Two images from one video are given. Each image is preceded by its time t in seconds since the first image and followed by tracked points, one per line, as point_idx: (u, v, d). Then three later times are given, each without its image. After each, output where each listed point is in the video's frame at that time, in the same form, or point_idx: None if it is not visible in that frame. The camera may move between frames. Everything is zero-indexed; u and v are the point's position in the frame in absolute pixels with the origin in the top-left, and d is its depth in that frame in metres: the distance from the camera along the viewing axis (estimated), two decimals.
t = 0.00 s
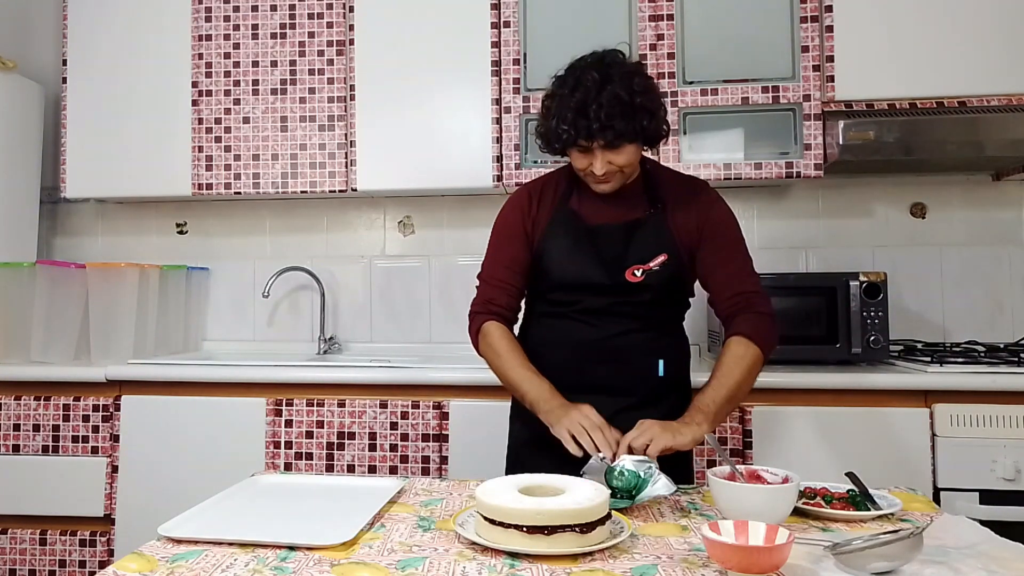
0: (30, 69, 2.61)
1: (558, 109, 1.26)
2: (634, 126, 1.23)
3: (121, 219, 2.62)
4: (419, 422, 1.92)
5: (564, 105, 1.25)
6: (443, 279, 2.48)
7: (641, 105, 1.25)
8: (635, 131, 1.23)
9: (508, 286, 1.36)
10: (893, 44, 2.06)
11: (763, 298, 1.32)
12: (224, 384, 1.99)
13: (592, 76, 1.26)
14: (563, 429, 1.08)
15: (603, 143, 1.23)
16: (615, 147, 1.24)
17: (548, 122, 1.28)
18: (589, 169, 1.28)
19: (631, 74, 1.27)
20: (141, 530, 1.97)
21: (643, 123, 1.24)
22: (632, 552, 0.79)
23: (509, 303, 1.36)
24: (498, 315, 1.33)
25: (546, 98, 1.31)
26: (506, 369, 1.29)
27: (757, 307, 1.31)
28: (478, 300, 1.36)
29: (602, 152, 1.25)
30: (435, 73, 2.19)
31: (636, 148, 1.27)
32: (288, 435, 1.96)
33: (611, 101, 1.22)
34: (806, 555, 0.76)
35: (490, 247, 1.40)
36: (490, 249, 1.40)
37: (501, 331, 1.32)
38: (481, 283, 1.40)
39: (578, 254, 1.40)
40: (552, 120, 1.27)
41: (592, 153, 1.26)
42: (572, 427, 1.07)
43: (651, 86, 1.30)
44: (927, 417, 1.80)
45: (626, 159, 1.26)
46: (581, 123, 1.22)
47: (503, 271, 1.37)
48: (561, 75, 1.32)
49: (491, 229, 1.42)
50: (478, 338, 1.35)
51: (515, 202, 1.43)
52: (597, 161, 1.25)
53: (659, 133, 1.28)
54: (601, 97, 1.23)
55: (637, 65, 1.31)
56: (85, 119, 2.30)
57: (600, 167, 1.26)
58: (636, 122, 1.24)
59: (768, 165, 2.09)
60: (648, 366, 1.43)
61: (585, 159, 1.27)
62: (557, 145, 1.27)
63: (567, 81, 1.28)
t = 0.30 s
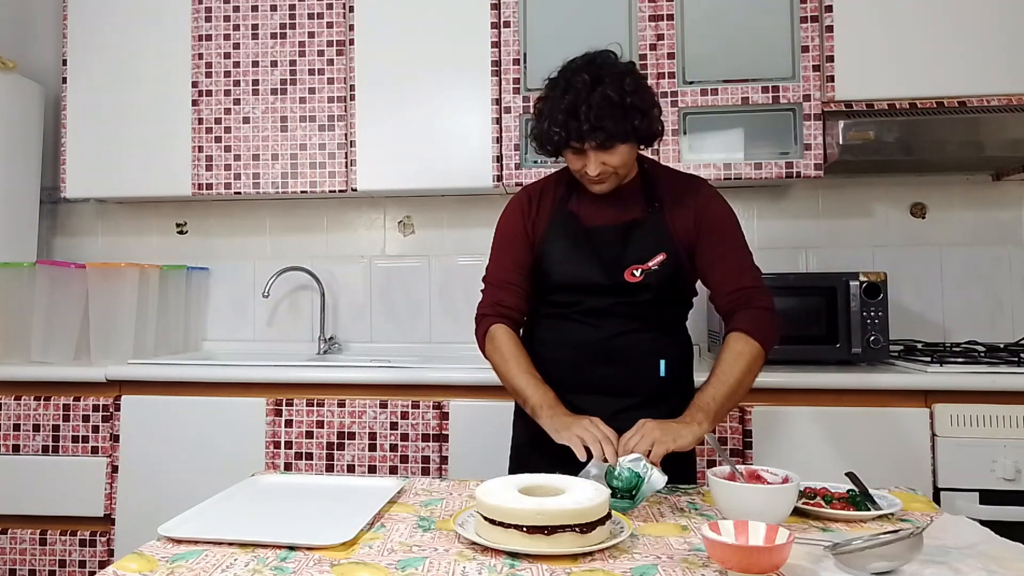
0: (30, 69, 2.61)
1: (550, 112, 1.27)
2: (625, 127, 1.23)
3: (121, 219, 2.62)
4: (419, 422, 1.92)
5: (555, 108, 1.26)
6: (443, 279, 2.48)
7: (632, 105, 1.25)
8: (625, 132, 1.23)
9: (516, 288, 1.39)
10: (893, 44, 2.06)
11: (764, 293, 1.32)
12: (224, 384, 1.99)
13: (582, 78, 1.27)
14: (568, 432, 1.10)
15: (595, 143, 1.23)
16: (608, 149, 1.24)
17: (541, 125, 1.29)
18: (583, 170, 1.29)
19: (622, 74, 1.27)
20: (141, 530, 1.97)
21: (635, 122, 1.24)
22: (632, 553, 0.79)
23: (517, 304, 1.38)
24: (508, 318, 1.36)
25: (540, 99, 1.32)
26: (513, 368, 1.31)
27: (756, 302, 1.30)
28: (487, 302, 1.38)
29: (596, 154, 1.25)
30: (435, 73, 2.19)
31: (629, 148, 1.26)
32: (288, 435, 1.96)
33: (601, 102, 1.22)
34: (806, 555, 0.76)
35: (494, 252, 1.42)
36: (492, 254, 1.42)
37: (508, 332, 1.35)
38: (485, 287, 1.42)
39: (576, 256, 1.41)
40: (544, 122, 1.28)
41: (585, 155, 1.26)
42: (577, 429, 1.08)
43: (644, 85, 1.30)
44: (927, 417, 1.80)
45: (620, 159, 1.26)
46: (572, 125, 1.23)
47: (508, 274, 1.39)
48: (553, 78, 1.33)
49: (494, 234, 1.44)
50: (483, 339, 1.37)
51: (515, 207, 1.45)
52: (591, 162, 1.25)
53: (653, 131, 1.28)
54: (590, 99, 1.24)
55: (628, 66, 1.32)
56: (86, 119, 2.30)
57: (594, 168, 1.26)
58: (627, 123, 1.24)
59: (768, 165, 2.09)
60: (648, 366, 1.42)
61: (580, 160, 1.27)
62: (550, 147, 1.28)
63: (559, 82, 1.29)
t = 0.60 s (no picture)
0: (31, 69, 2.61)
1: (544, 109, 1.27)
2: (619, 123, 1.23)
3: (121, 219, 2.62)
4: (419, 422, 1.92)
5: (549, 105, 1.26)
6: (443, 279, 2.48)
7: (626, 101, 1.24)
8: (619, 127, 1.23)
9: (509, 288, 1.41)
10: (893, 44, 2.06)
11: (764, 288, 1.30)
12: (224, 385, 1.99)
13: (578, 75, 1.27)
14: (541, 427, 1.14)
15: (590, 139, 1.23)
16: (602, 146, 1.25)
17: (537, 123, 1.29)
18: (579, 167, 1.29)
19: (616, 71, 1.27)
20: (141, 530, 1.97)
21: (629, 118, 1.24)
22: (632, 552, 0.79)
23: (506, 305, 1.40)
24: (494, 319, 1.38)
25: (536, 97, 1.33)
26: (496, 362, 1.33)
27: (757, 297, 1.29)
28: (474, 301, 1.41)
29: (591, 152, 1.26)
30: (435, 73, 2.19)
31: (624, 144, 1.26)
32: (288, 435, 1.96)
33: (594, 98, 1.22)
34: (806, 555, 0.76)
35: (489, 251, 1.44)
36: (489, 254, 1.44)
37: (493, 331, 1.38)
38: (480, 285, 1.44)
39: (575, 255, 1.41)
40: (540, 120, 1.28)
41: (581, 152, 1.27)
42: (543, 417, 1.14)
43: (639, 82, 1.30)
44: (927, 417, 1.80)
45: (615, 154, 1.26)
46: (565, 121, 1.23)
47: (499, 274, 1.41)
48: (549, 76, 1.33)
49: (491, 235, 1.46)
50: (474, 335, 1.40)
51: (513, 207, 1.47)
52: (587, 159, 1.26)
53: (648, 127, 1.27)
54: (584, 96, 1.24)
55: (624, 62, 1.32)
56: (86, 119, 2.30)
57: (589, 165, 1.27)
58: (620, 119, 1.24)
59: (768, 165, 2.09)
60: (648, 366, 1.42)
61: (576, 159, 1.28)
62: (546, 145, 1.29)
63: (554, 80, 1.30)
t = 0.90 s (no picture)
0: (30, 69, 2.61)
1: (537, 100, 1.31)
2: (610, 113, 1.26)
3: (121, 219, 2.62)
4: (419, 422, 1.92)
5: (542, 95, 1.29)
6: (443, 279, 2.48)
7: (618, 92, 1.28)
8: (611, 116, 1.26)
9: (499, 285, 1.45)
10: (893, 44, 2.06)
11: (768, 284, 1.29)
12: (224, 385, 1.99)
13: (569, 65, 1.30)
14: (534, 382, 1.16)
15: (584, 129, 1.26)
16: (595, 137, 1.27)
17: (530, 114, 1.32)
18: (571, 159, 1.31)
19: (608, 62, 1.31)
20: (141, 530, 1.97)
21: (621, 109, 1.27)
22: (632, 552, 0.79)
23: (495, 300, 1.45)
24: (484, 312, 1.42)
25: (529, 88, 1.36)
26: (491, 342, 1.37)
27: (760, 292, 1.27)
28: (469, 295, 1.46)
29: (583, 144, 1.28)
30: (435, 74, 2.19)
31: (618, 135, 1.29)
32: (288, 435, 1.96)
33: (586, 88, 1.26)
34: (806, 555, 0.76)
35: (486, 248, 1.48)
36: (485, 253, 1.48)
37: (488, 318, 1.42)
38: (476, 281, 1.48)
39: (569, 251, 1.42)
40: (532, 111, 1.32)
41: (573, 143, 1.29)
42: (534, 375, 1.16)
43: (630, 74, 1.33)
44: (927, 417, 1.80)
45: (608, 147, 1.28)
46: (557, 111, 1.27)
47: (492, 272, 1.45)
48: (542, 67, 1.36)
49: (489, 233, 1.49)
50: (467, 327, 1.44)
51: (510, 205, 1.50)
52: (579, 150, 1.28)
53: (639, 117, 1.31)
54: (575, 85, 1.27)
55: (615, 55, 1.35)
56: (86, 119, 2.30)
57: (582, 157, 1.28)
58: (613, 109, 1.27)
59: (768, 165, 2.09)
60: (647, 366, 1.42)
61: (569, 153, 1.30)
62: (539, 136, 1.32)
63: (546, 71, 1.33)
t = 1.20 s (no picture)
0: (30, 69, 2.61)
1: (545, 69, 1.44)
2: (613, 75, 1.39)
3: (121, 219, 2.62)
4: (419, 422, 1.92)
5: (552, 65, 1.42)
6: (443, 279, 2.48)
7: (620, 66, 1.41)
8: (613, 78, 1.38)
9: (497, 274, 1.42)
10: (893, 44, 2.06)
11: (771, 266, 1.30)
12: (225, 385, 1.99)
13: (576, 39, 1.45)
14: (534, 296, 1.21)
15: (588, 93, 1.37)
16: (596, 99, 1.37)
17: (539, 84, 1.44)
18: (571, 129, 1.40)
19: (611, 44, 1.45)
20: (141, 530, 1.97)
21: (623, 79, 1.40)
22: (632, 553, 0.79)
23: (493, 285, 1.41)
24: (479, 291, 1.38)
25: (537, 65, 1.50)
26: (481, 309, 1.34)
27: (767, 273, 1.28)
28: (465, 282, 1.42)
29: (584, 107, 1.37)
30: (436, 74, 2.19)
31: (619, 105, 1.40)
32: (288, 435, 1.96)
33: (592, 57, 1.39)
34: (806, 555, 0.76)
35: (486, 240, 1.47)
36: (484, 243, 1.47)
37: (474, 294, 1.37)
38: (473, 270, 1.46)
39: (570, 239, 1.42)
40: (540, 80, 1.44)
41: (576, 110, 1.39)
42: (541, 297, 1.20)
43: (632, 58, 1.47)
44: (927, 417, 1.80)
45: (608, 115, 1.36)
46: (565, 72, 1.39)
47: (489, 260, 1.43)
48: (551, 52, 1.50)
49: (488, 227, 1.49)
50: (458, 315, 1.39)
51: (510, 200, 1.50)
52: (581, 111, 1.37)
53: (639, 93, 1.42)
54: (580, 53, 1.41)
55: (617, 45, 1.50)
56: (86, 119, 2.30)
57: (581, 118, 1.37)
58: (616, 78, 1.39)
59: (768, 165, 2.09)
60: (644, 363, 1.42)
61: (570, 118, 1.39)
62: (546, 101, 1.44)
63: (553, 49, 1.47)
